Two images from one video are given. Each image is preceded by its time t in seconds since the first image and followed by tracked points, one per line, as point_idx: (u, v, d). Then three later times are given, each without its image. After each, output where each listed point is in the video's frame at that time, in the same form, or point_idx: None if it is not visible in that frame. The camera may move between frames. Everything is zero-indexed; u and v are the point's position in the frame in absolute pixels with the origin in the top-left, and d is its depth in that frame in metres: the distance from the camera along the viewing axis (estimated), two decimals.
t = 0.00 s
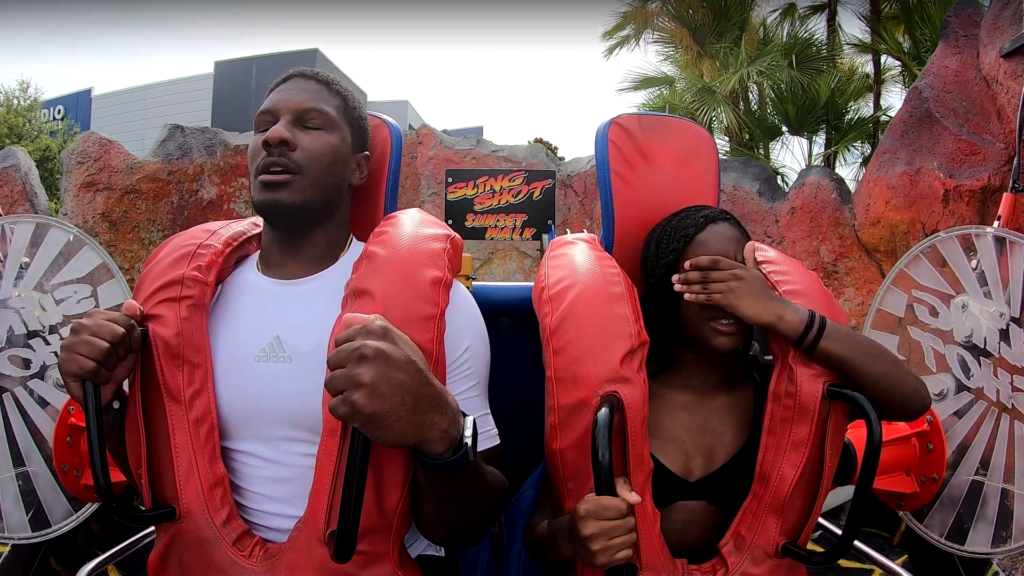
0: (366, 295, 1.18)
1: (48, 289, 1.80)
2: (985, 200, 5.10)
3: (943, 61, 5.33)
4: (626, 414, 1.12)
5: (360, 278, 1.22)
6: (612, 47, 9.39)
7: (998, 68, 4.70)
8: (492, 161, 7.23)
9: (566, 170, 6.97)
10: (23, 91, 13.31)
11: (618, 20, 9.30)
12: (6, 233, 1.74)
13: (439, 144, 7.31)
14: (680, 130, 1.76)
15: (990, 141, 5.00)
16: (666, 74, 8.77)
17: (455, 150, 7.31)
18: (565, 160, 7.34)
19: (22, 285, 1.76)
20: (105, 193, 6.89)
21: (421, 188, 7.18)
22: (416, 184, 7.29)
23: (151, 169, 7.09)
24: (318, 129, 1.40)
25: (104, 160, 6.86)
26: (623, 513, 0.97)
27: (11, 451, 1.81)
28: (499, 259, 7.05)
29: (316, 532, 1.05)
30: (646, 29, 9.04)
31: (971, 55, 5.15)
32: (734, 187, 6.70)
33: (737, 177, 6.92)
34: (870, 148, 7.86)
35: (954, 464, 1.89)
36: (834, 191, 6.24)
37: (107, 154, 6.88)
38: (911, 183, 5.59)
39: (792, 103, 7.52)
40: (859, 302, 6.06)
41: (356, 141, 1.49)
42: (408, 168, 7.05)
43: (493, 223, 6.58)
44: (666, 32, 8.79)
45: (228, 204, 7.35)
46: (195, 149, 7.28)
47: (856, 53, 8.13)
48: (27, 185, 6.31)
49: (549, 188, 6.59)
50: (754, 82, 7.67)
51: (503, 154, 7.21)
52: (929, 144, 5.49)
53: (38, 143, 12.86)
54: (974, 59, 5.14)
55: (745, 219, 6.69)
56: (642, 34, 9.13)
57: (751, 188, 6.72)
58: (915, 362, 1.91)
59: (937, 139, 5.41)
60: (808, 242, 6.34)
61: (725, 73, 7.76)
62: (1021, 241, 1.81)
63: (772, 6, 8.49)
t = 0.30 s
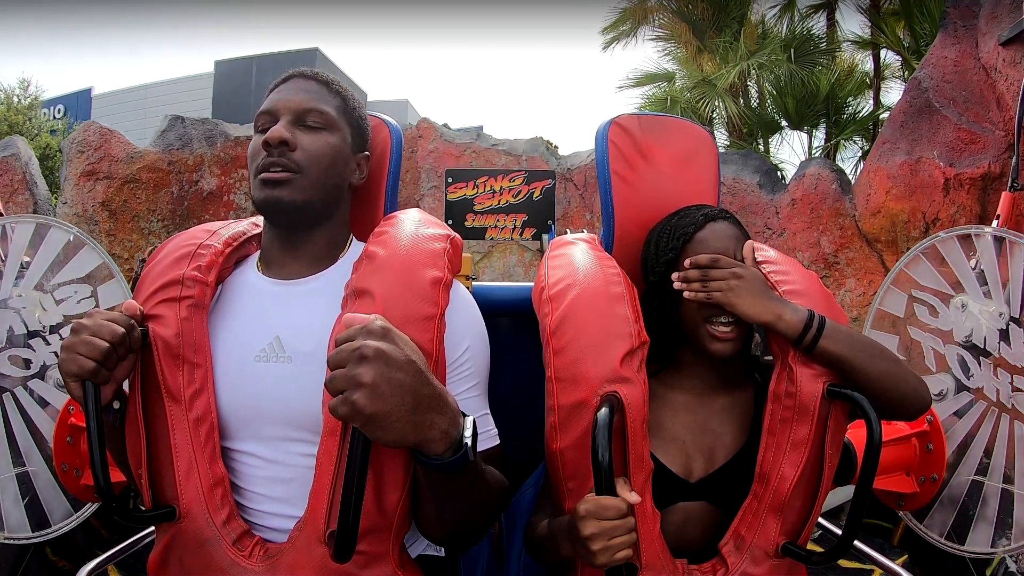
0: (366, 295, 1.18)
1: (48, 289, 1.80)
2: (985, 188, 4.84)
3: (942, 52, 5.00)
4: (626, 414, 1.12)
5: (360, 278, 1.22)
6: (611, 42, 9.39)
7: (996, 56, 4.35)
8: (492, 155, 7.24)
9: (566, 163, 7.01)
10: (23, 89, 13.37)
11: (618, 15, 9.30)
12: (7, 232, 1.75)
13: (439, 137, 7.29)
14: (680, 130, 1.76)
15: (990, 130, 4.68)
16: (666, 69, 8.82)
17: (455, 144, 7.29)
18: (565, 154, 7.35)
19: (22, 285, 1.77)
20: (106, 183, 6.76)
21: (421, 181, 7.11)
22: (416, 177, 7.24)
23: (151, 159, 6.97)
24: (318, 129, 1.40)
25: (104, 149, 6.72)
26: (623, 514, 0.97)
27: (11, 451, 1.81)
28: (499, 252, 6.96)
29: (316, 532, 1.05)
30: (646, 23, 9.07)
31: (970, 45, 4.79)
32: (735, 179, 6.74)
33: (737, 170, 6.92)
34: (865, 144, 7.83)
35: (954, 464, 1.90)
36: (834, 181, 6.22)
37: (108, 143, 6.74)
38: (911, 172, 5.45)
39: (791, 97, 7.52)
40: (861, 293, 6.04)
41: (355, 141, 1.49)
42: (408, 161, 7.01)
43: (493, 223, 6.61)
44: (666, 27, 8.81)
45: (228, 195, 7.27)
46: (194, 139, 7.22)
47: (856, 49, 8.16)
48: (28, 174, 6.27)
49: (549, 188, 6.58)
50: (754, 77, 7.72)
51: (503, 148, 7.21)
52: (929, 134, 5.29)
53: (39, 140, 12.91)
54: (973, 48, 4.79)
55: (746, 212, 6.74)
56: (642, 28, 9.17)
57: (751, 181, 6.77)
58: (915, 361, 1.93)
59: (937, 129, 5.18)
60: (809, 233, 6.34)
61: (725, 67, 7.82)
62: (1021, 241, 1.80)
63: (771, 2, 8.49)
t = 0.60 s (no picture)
0: (366, 295, 1.18)
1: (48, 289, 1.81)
2: (986, 176, 4.75)
3: (941, 41, 4.93)
4: (626, 414, 1.12)
5: (360, 278, 1.22)
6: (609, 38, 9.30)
7: (994, 45, 4.39)
8: (493, 148, 6.82)
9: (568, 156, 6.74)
10: (23, 87, 13.42)
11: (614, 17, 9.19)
12: (7, 232, 1.75)
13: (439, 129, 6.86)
14: (679, 130, 1.76)
15: (990, 118, 4.61)
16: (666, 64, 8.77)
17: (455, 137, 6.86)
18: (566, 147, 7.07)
19: (22, 285, 1.77)
20: (105, 171, 6.40)
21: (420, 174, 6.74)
22: (417, 171, 6.86)
23: (151, 149, 6.54)
24: (318, 130, 1.40)
25: (105, 139, 6.36)
26: (623, 514, 0.97)
27: (11, 451, 1.82)
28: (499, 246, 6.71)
29: (316, 532, 1.05)
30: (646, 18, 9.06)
31: (969, 35, 4.74)
32: (735, 171, 6.43)
33: (738, 163, 6.63)
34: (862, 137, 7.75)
35: (954, 464, 1.91)
36: (835, 172, 6.00)
37: (109, 132, 6.38)
38: (911, 162, 5.28)
39: (791, 90, 7.48)
40: (864, 283, 5.82)
41: (355, 142, 1.49)
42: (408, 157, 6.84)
43: (493, 223, 6.63)
44: (665, 22, 8.80)
45: (227, 185, 6.74)
46: (195, 129, 6.67)
47: (856, 45, 8.14)
48: (28, 164, 6.01)
49: (549, 188, 6.62)
50: (754, 70, 7.76)
51: (504, 141, 6.79)
52: (929, 124, 5.14)
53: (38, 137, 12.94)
54: (972, 38, 4.74)
55: (746, 203, 6.39)
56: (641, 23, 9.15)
57: (751, 172, 6.48)
58: (915, 363, 1.94)
59: (937, 118, 5.05)
60: (809, 225, 6.11)
61: (725, 61, 7.83)
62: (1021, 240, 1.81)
63: None
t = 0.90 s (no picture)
0: (367, 295, 1.18)
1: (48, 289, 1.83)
2: (986, 163, 4.62)
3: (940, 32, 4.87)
4: (626, 414, 1.12)
5: (360, 278, 1.22)
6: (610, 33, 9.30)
7: (993, 33, 4.50)
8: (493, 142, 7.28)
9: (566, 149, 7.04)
10: (24, 85, 13.44)
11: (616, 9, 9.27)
12: (6, 232, 1.77)
13: (439, 124, 7.31)
14: (680, 130, 1.76)
15: (989, 106, 4.53)
16: (666, 59, 8.77)
17: (455, 130, 7.32)
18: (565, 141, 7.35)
19: (22, 284, 1.80)
20: (106, 160, 6.09)
21: (421, 167, 7.20)
22: (417, 164, 7.32)
23: (151, 138, 6.30)
24: (318, 130, 1.40)
25: (105, 128, 6.09)
26: (623, 514, 0.97)
27: (11, 451, 1.83)
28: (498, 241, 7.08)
29: (316, 532, 1.05)
30: (646, 14, 9.07)
31: (967, 24, 4.68)
32: (734, 163, 6.28)
33: (736, 155, 6.47)
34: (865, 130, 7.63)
35: (954, 464, 1.94)
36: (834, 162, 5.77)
37: (110, 122, 6.11)
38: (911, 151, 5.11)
39: (791, 84, 7.46)
40: (865, 274, 5.56)
41: (355, 142, 1.49)
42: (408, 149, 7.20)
43: (493, 223, 6.51)
44: (665, 17, 8.80)
45: (227, 176, 6.53)
46: (195, 121, 6.49)
47: (855, 42, 8.10)
48: (29, 153, 5.54)
49: (549, 188, 6.38)
50: (753, 65, 7.77)
51: (503, 135, 7.23)
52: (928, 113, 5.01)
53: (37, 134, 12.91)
54: (971, 27, 4.68)
55: (747, 196, 6.20)
56: (642, 19, 9.15)
57: (751, 165, 6.30)
58: (916, 363, 1.98)
59: (936, 107, 4.93)
60: (809, 216, 5.87)
61: (724, 55, 7.85)
62: (1021, 240, 1.82)
63: None
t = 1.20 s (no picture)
0: (366, 295, 1.18)
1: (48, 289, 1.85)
2: (986, 151, 4.56)
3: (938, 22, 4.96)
4: (626, 414, 1.12)
5: (360, 278, 1.22)
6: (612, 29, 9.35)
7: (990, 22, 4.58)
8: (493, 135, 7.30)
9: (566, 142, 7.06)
10: (24, 83, 13.42)
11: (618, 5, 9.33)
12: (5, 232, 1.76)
13: (439, 117, 7.31)
14: (680, 130, 1.76)
15: (989, 94, 4.54)
16: (666, 55, 8.76)
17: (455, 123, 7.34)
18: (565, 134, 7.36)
19: (22, 284, 1.81)
20: (106, 150, 5.81)
21: (420, 161, 7.22)
22: (417, 157, 7.32)
23: (151, 128, 6.06)
24: (318, 131, 1.40)
25: (105, 117, 5.81)
26: (623, 514, 0.97)
27: (11, 451, 1.84)
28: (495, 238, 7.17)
29: (316, 532, 1.05)
30: (646, 10, 9.07)
31: (966, 15, 4.77)
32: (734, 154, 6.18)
33: (737, 147, 6.33)
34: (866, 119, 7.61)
35: (954, 464, 1.95)
36: (834, 153, 5.64)
37: (110, 111, 5.83)
38: (911, 141, 5.05)
39: (791, 78, 7.55)
40: (866, 265, 5.37)
41: (355, 142, 1.50)
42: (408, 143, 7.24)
43: (493, 223, 6.50)
44: (665, 12, 8.80)
45: (228, 167, 6.32)
46: (195, 111, 6.28)
47: (856, 38, 8.01)
48: (30, 143, 5.24)
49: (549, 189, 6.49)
50: (753, 61, 7.77)
51: (504, 128, 7.21)
52: (927, 103, 4.99)
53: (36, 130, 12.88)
54: (969, 17, 4.75)
55: (746, 187, 6.11)
56: (642, 15, 9.17)
57: (751, 157, 6.20)
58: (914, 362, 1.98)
59: (936, 97, 4.92)
60: (810, 207, 5.72)
61: (724, 49, 7.87)
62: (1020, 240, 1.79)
63: None
